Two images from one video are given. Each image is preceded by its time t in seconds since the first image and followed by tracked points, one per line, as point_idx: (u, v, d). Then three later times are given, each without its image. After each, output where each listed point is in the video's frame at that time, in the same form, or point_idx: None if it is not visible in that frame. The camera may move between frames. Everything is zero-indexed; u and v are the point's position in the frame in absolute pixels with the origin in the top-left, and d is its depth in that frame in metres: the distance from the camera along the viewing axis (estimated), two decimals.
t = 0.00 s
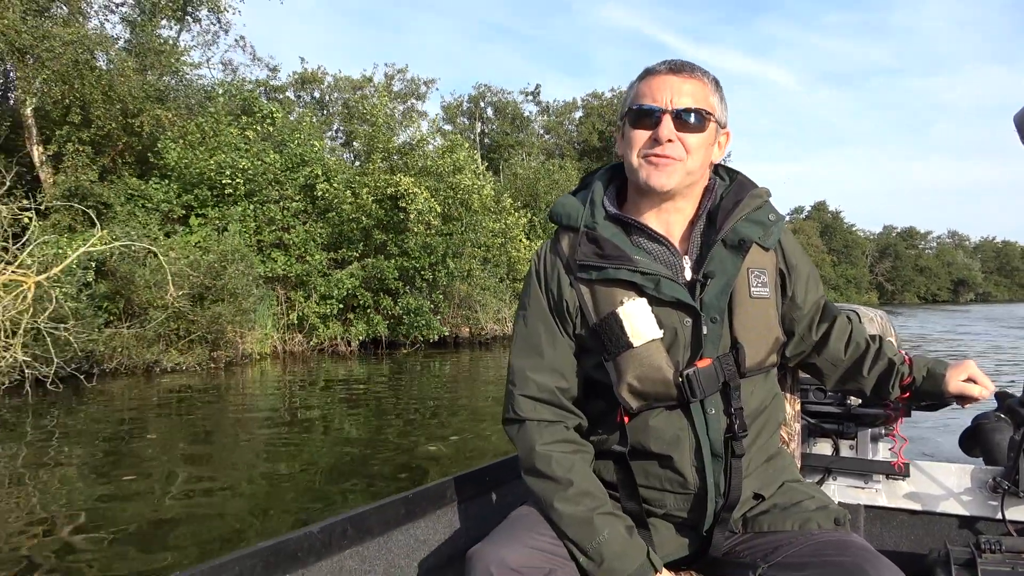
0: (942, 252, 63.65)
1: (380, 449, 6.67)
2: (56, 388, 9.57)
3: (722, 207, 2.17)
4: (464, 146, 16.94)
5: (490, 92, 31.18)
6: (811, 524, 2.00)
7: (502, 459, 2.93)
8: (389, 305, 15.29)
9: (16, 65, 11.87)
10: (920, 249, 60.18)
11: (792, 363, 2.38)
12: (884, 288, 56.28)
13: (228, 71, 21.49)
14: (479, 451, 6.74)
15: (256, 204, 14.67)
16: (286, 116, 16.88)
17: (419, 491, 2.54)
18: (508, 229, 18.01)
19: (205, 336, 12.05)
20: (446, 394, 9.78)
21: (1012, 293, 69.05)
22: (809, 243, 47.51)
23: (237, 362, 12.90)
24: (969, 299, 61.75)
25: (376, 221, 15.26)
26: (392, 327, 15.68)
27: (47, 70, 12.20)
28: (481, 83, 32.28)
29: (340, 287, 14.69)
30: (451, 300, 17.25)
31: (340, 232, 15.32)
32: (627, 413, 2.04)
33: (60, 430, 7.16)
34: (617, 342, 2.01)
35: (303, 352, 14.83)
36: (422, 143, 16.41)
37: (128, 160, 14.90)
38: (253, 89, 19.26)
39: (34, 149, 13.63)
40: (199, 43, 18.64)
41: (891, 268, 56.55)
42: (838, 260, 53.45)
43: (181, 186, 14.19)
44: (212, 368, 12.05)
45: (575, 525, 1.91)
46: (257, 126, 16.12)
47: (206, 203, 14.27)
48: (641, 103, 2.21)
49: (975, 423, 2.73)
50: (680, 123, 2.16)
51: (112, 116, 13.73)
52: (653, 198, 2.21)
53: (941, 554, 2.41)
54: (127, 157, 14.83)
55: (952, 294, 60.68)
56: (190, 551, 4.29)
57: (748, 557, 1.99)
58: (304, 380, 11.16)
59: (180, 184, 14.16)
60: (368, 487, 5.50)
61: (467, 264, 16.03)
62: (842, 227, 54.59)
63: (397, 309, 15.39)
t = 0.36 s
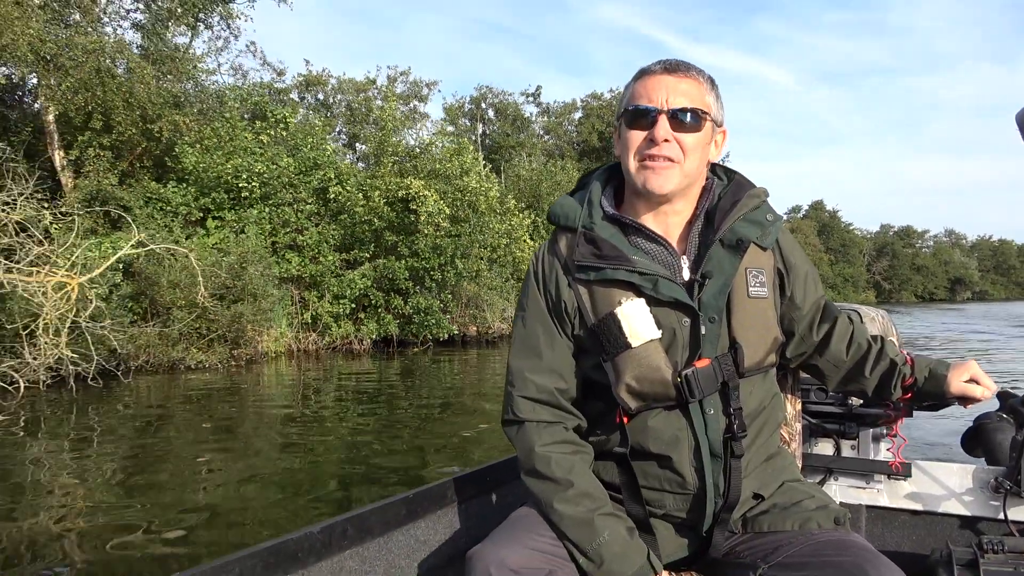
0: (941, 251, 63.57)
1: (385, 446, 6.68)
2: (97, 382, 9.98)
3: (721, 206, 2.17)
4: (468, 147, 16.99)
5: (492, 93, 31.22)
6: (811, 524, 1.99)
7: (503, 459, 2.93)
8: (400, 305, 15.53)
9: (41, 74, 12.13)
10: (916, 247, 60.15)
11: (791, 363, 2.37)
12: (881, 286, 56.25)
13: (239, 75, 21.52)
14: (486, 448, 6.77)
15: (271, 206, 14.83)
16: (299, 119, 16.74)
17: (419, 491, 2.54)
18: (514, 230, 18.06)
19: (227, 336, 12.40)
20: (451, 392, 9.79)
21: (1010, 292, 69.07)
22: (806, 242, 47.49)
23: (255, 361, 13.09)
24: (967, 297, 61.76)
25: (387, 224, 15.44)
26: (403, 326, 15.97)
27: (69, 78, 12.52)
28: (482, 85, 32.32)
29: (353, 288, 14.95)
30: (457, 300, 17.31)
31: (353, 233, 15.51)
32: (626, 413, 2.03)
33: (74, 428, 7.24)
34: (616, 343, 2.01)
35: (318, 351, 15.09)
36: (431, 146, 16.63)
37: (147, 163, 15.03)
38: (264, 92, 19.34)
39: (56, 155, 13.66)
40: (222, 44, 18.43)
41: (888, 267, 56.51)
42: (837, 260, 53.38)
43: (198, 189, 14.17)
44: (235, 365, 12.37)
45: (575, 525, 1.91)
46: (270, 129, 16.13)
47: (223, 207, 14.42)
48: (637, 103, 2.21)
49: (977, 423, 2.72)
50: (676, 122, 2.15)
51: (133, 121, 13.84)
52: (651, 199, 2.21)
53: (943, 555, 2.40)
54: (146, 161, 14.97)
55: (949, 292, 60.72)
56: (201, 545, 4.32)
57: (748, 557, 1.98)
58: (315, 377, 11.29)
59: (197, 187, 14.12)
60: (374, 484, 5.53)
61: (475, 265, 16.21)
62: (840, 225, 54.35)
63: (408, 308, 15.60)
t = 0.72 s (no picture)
0: (940, 254, 63.43)
1: (390, 441, 6.72)
2: (134, 374, 10.53)
3: (720, 208, 2.17)
4: (477, 148, 16.99)
5: (497, 94, 31.25)
6: (812, 526, 1.99)
7: (503, 460, 2.93)
8: (411, 302, 15.69)
9: (69, 75, 12.42)
10: (914, 251, 60.00)
11: (792, 365, 2.37)
12: (879, 290, 56.21)
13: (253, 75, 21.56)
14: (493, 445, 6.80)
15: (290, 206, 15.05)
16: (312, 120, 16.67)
17: (420, 491, 2.55)
18: (522, 230, 18.08)
19: (249, 332, 12.85)
20: (456, 389, 9.82)
21: (1006, 297, 69.27)
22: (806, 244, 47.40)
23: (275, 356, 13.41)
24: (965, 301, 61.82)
25: (400, 224, 15.58)
26: (415, 323, 16.10)
27: (97, 79, 12.71)
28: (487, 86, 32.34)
29: (367, 285, 15.13)
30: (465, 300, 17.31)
31: (368, 232, 15.69)
32: (626, 416, 2.03)
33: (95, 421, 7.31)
34: (615, 345, 2.01)
35: (332, 347, 15.22)
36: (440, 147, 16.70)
37: (167, 162, 15.29)
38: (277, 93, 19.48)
39: (80, 154, 14.24)
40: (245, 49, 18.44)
41: (887, 271, 56.39)
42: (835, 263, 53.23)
43: (217, 188, 14.32)
44: (256, 359, 12.87)
45: (575, 527, 1.91)
46: (285, 131, 16.18)
47: (242, 205, 14.52)
48: (634, 105, 2.21)
49: (979, 426, 2.69)
50: (673, 124, 2.16)
51: (157, 122, 14.09)
52: (649, 201, 2.22)
53: (943, 558, 2.40)
54: (167, 160, 15.26)
55: (947, 296, 60.65)
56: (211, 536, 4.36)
57: (748, 560, 1.98)
58: (327, 372, 11.40)
59: (216, 187, 14.28)
60: (380, 479, 5.55)
61: (483, 265, 16.31)
62: (836, 228, 54.23)
63: (419, 305, 15.73)
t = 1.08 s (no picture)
0: (939, 259, 63.46)
1: (397, 436, 6.73)
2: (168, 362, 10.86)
3: (727, 209, 2.18)
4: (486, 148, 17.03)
5: (502, 95, 31.25)
6: (814, 528, 1.99)
7: (505, 458, 2.93)
8: (423, 297, 15.69)
9: (96, 76, 12.58)
10: (914, 256, 60.09)
11: (796, 366, 2.38)
12: (878, 294, 56.28)
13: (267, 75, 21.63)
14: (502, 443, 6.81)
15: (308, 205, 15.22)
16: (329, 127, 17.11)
17: (422, 487, 2.55)
18: (530, 230, 18.12)
19: (268, 326, 13.02)
20: (464, 385, 9.84)
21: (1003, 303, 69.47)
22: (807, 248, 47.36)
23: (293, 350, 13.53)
24: (962, 307, 61.95)
25: (413, 223, 15.62)
26: (425, 319, 16.11)
27: (123, 79, 12.84)
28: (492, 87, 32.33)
29: (380, 283, 15.14)
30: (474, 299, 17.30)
31: (382, 231, 15.73)
32: (630, 414, 2.03)
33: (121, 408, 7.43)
34: (620, 343, 2.01)
35: (346, 342, 15.27)
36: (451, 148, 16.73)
37: (187, 160, 15.67)
38: (293, 92, 19.57)
39: (103, 151, 14.23)
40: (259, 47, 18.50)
41: (885, 275, 56.40)
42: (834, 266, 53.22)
43: (237, 186, 14.54)
44: (275, 352, 13.04)
45: (578, 525, 1.91)
46: (301, 131, 16.31)
47: (260, 204, 14.68)
48: (646, 103, 2.21)
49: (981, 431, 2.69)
50: (683, 124, 2.16)
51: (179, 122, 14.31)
52: (656, 199, 2.22)
53: (943, 561, 2.40)
54: (188, 159, 15.49)
55: (945, 301, 60.68)
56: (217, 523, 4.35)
57: (750, 560, 1.99)
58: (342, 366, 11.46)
59: (236, 184, 14.48)
60: (386, 472, 5.56)
61: (493, 264, 16.34)
62: (836, 231, 54.28)
63: (430, 302, 15.76)
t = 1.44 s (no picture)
0: (938, 259, 63.37)
1: (409, 433, 6.74)
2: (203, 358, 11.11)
3: (729, 209, 2.18)
4: (494, 150, 16.94)
5: (506, 96, 31.29)
6: (816, 528, 1.99)
7: (507, 457, 2.94)
8: (433, 296, 15.70)
9: (120, 82, 13.32)
10: (912, 257, 60.09)
11: (799, 366, 2.38)
12: (877, 294, 56.25)
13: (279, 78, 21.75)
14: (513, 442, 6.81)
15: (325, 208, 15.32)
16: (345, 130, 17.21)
17: (424, 487, 2.55)
18: (538, 231, 18.13)
19: (285, 324, 13.18)
20: (473, 383, 9.84)
21: (1001, 304, 69.65)
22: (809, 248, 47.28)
23: (311, 348, 13.77)
24: (961, 307, 62.01)
25: (425, 225, 15.56)
26: (435, 318, 16.14)
27: (144, 85, 13.54)
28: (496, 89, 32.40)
29: (392, 284, 15.11)
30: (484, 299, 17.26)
31: (395, 232, 15.69)
32: (631, 415, 2.04)
33: (153, 402, 7.55)
34: (621, 344, 2.02)
35: (360, 340, 15.26)
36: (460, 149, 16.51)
37: (206, 162, 15.92)
38: (305, 93, 19.70)
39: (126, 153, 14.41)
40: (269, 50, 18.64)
41: (884, 275, 56.24)
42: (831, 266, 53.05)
43: (254, 189, 14.70)
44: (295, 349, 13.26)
45: (579, 526, 1.92)
46: (314, 134, 16.42)
47: (277, 206, 14.94)
48: (646, 104, 2.21)
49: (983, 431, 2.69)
50: (684, 126, 2.16)
51: (200, 126, 14.68)
52: (657, 200, 2.22)
53: (945, 562, 2.40)
54: (206, 161, 15.75)
55: (944, 302, 60.66)
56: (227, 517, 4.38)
57: (751, 561, 1.99)
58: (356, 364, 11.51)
59: (253, 187, 14.66)
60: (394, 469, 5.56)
61: (501, 265, 16.35)
62: (836, 232, 54.26)
63: (440, 301, 15.80)
